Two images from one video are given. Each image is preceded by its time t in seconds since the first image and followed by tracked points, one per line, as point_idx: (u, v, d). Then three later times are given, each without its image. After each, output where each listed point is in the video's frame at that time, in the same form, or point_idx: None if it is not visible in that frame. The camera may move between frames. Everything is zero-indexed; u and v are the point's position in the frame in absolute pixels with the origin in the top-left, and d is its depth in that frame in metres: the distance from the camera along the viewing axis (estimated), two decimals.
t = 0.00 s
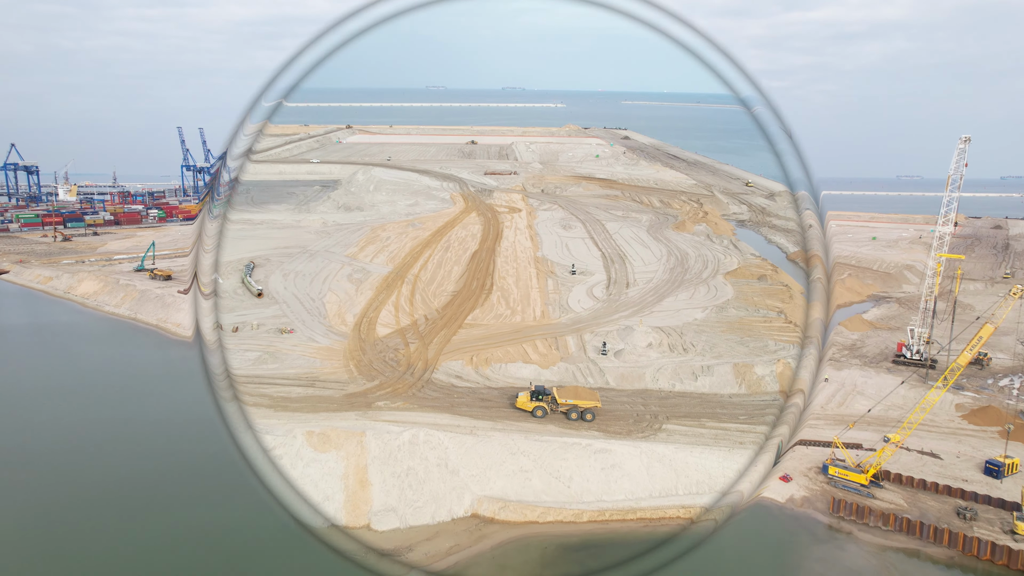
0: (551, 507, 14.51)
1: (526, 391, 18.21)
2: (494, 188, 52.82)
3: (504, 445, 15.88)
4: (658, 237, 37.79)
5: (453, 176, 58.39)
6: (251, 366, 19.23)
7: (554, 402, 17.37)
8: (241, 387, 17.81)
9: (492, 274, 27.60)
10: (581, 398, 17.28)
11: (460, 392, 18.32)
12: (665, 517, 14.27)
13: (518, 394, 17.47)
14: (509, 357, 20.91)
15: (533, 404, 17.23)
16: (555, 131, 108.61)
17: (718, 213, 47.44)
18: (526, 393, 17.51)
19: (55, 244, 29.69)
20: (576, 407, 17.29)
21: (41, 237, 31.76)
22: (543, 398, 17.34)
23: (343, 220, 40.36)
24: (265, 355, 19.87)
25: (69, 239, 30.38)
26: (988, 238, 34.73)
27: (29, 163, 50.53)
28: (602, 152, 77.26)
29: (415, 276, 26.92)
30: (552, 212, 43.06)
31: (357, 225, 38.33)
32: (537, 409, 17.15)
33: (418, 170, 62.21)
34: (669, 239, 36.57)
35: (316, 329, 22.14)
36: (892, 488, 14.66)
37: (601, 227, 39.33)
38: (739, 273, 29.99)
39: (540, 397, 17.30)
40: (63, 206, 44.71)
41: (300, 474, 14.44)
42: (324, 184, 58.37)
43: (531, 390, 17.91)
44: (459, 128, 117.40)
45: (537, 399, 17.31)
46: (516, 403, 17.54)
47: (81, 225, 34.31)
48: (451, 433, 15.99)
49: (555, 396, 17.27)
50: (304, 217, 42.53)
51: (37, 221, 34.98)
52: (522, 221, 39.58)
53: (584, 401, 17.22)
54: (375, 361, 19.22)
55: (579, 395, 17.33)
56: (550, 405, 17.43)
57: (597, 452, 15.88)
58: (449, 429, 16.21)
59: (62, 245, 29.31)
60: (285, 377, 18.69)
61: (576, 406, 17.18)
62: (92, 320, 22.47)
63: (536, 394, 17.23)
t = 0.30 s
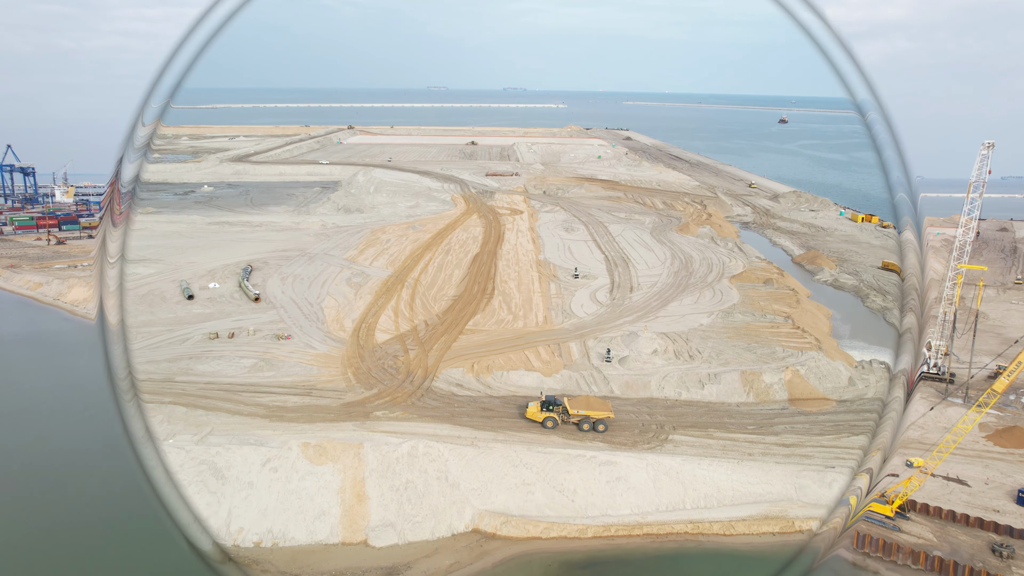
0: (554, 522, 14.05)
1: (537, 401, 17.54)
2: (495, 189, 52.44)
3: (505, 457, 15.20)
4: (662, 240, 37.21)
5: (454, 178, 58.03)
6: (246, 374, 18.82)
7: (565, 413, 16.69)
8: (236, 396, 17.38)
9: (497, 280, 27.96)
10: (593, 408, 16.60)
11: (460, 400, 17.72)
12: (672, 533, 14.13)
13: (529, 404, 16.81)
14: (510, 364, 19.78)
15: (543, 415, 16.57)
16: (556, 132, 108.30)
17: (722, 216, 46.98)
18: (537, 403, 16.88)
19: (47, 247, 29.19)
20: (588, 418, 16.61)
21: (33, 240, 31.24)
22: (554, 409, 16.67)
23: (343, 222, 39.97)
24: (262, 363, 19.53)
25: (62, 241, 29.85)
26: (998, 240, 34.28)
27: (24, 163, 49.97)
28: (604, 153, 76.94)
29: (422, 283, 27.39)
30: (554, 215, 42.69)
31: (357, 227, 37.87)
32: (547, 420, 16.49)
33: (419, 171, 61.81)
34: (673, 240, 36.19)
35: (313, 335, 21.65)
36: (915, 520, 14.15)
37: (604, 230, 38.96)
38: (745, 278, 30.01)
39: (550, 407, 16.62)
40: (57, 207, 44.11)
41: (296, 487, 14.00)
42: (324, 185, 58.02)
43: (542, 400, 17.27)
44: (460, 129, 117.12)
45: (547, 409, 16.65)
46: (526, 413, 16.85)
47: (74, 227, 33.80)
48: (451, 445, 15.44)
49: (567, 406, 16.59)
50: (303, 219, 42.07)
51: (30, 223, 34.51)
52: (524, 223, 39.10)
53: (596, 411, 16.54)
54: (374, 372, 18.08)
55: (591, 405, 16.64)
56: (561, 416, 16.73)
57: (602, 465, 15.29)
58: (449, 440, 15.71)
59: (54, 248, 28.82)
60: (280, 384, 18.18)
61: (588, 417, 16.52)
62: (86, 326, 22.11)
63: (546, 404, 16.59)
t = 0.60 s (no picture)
0: (558, 541, 13.50)
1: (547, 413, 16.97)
2: (497, 190, 51.91)
3: (505, 471, 14.62)
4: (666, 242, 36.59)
5: (455, 179, 57.46)
6: (239, 383, 18.27)
7: (577, 425, 16.12)
8: (228, 406, 16.82)
9: (498, 285, 27.41)
10: (606, 420, 16.02)
11: (460, 410, 17.15)
12: (681, 552, 13.56)
13: (539, 416, 16.21)
14: (512, 372, 19.20)
15: (554, 427, 15.99)
16: (557, 132, 107.72)
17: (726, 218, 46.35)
18: (548, 415, 16.30)
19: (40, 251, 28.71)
20: (601, 430, 16.04)
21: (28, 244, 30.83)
22: (565, 421, 16.09)
23: (341, 224, 39.43)
24: (256, 371, 18.98)
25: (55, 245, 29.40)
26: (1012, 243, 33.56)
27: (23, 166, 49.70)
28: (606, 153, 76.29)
29: (422, 288, 26.85)
30: (555, 217, 42.11)
31: (356, 229, 37.37)
32: (559, 432, 15.91)
33: (419, 172, 61.24)
34: (678, 247, 35.72)
35: (309, 341, 21.10)
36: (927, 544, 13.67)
37: (606, 232, 38.40)
38: (751, 283, 29.42)
39: (562, 419, 16.05)
40: (53, 209, 43.68)
41: (289, 503, 13.44)
42: (323, 186, 57.47)
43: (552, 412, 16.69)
44: (460, 129, 116.52)
45: (559, 421, 16.08)
46: (537, 426, 16.22)
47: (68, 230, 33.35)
48: (450, 458, 14.88)
49: (579, 418, 16.01)
50: (303, 220, 41.56)
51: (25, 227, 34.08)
52: (525, 226, 38.56)
53: (609, 424, 15.95)
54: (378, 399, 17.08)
55: (604, 417, 16.06)
56: (573, 429, 16.14)
57: (607, 479, 14.66)
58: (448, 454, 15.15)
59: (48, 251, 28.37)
60: (274, 393, 17.63)
61: (601, 429, 15.94)
62: (76, 331, 21.58)
63: (558, 416, 16.02)
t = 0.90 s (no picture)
0: (561, 564, 12.74)
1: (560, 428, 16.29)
2: (498, 192, 51.24)
3: (506, 490, 13.93)
4: (670, 245, 35.88)
5: (455, 180, 56.83)
6: (230, 394, 17.59)
7: (591, 440, 15.42)
8: (217, 419, 16.15)
9: (499, 289, 26.71)
10: (622, 435, 15.26)
11: (459, 424, 16.47)
12: None
13: (551, 431, 15.53)
14: (513, 383, 18.52)
15: (567, 443, 15.28)
16: (558, 132, 107.09)
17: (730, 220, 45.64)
18: (560, 430, 15.59)
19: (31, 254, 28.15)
20: (616, 446, 15.30)
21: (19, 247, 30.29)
22: (579, 436, 15.38)
23: (340, 226, 38.79)
24: (248, 381, 18.30)
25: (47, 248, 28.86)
26: None
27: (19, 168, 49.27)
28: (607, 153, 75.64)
29: (420, 293, 26.17)
30: (557, 219, 41.45)
31: (355, 231, 36.72)
32: (572, 448, 15.21)
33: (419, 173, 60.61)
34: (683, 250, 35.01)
35: (304, 350, 20.45)
36: (951, 569, 12.93)
37: (609, 235, 37.71)
38: (758, 287, 28.70)
39: (575, 435, 15.34)
40: (48, 211, 43.16)
41: (278, 524, 12.73)
42: (321, 187, 56.82)
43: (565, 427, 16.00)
44: (461, 129, 115.91)
45: (572, 437, 15.36)
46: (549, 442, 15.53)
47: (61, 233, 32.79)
48: (449, 476, 14.21)
49: (593, 434, 15.29)
50: (300, 222, 40.89)
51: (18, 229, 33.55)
52: (527, 229, 37.87)
53: (625, 439, 15.19)
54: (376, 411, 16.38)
55: (619, 432, 15.31)
56: (587, 444, 15.45)
57: (613, 498, 13.97)
58: (446, 471, 14.47)
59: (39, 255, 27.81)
60: (265, 405, 16.97)
61: (616, 444, 15.21)
62: (64, 338, 20.94)
63: (571, 431, 15.31)
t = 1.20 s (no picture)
0: None
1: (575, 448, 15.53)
2: (498, 193, 50.49)
3: (507, 514, 13.16)
4: (675, 249, 35.11)
5: (455, 181, 56.11)
6: (219, 408, 16.84)
7: (608, 460, 14.66)
8: (204, 434, 15.36)
9: (500, 295, 25.98)
10: (640, 454, 14.55)
11: (457, 441, 15.72)
12: None
13: (567, 451, 14.76)
14: (514, 396, 17.76)
15: (583, 463, 14.50)
16: (559, 133, 106.38)
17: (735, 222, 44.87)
18: (576, 449, 14.82)
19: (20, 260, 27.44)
20: (634, 466, 14.57)
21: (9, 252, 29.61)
22: (596, 456, 14.63)
23: (337, 229, 38.06)
24: (237, 394, 17.55)
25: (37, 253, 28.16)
26: None
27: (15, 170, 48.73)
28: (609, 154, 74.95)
29: (419, 299, 25.43)
30: (559, 222, 40.70)
31: (352, 235, 36.01)
32: (588, 468, 14.44)
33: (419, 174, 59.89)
34: (687, 254, 34.27)
35: (297, 360, 19.69)
36: None
37: (612, 238, 36.99)
38: (766, 293, 27.94)
39: (592, 454, 14.57)
40: (41, 214, 42.48)
41: (265, 553, 11.92)
42: (320, 188, 56.11)
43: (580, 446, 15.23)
44: (461, 129, 115.20)
45: (588, 456, 14.59)
46: (564, 463, 14.74)
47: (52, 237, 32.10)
48: (447, 499, 13.44)
49: (611, 453, 14.57)
50: (297, 225, 40.15)
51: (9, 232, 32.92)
52: (528, 232, 37.17)
53: (644, 458, 14.47)
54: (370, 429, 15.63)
55: (637, 451, 14.62)
56: (604, 464, 14.70)
57: (620, 522, 13.19)
58: (444, 493, 13.70)
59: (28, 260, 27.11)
60: (255, 420, 16.21)
61: (635, 464, 14.47)
62: (48, 348, 20.20)
63: (588, 451, 14.54)
